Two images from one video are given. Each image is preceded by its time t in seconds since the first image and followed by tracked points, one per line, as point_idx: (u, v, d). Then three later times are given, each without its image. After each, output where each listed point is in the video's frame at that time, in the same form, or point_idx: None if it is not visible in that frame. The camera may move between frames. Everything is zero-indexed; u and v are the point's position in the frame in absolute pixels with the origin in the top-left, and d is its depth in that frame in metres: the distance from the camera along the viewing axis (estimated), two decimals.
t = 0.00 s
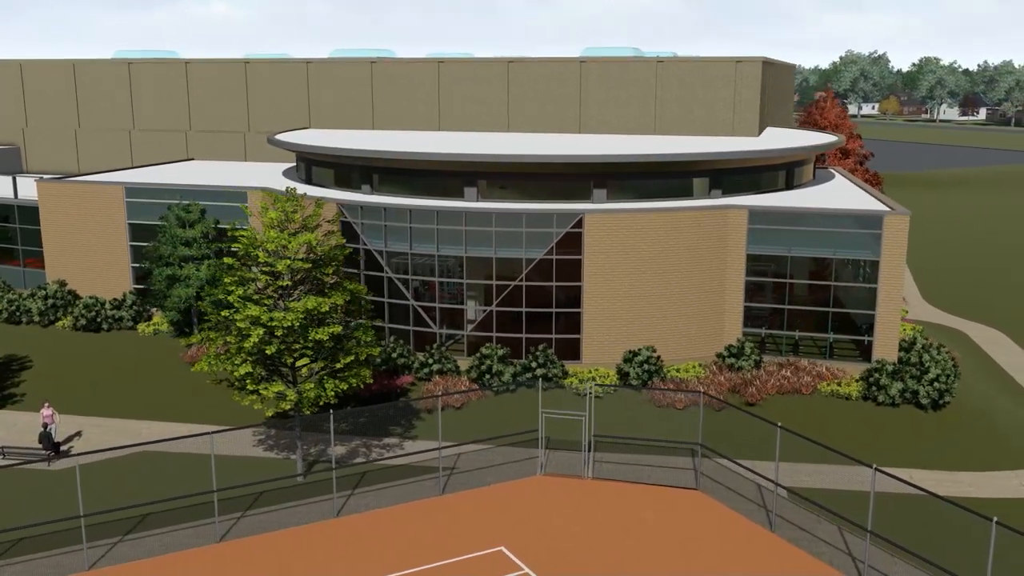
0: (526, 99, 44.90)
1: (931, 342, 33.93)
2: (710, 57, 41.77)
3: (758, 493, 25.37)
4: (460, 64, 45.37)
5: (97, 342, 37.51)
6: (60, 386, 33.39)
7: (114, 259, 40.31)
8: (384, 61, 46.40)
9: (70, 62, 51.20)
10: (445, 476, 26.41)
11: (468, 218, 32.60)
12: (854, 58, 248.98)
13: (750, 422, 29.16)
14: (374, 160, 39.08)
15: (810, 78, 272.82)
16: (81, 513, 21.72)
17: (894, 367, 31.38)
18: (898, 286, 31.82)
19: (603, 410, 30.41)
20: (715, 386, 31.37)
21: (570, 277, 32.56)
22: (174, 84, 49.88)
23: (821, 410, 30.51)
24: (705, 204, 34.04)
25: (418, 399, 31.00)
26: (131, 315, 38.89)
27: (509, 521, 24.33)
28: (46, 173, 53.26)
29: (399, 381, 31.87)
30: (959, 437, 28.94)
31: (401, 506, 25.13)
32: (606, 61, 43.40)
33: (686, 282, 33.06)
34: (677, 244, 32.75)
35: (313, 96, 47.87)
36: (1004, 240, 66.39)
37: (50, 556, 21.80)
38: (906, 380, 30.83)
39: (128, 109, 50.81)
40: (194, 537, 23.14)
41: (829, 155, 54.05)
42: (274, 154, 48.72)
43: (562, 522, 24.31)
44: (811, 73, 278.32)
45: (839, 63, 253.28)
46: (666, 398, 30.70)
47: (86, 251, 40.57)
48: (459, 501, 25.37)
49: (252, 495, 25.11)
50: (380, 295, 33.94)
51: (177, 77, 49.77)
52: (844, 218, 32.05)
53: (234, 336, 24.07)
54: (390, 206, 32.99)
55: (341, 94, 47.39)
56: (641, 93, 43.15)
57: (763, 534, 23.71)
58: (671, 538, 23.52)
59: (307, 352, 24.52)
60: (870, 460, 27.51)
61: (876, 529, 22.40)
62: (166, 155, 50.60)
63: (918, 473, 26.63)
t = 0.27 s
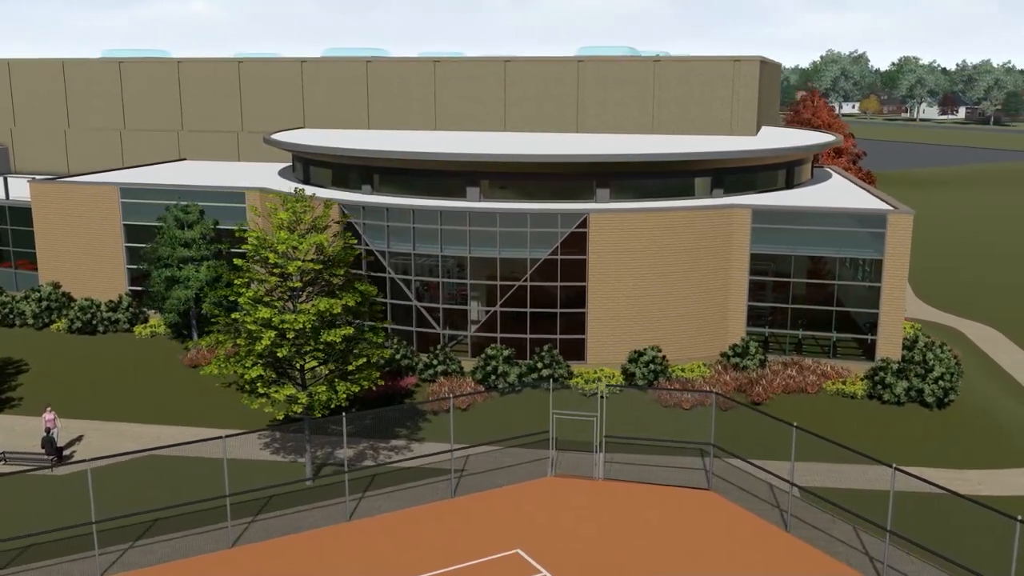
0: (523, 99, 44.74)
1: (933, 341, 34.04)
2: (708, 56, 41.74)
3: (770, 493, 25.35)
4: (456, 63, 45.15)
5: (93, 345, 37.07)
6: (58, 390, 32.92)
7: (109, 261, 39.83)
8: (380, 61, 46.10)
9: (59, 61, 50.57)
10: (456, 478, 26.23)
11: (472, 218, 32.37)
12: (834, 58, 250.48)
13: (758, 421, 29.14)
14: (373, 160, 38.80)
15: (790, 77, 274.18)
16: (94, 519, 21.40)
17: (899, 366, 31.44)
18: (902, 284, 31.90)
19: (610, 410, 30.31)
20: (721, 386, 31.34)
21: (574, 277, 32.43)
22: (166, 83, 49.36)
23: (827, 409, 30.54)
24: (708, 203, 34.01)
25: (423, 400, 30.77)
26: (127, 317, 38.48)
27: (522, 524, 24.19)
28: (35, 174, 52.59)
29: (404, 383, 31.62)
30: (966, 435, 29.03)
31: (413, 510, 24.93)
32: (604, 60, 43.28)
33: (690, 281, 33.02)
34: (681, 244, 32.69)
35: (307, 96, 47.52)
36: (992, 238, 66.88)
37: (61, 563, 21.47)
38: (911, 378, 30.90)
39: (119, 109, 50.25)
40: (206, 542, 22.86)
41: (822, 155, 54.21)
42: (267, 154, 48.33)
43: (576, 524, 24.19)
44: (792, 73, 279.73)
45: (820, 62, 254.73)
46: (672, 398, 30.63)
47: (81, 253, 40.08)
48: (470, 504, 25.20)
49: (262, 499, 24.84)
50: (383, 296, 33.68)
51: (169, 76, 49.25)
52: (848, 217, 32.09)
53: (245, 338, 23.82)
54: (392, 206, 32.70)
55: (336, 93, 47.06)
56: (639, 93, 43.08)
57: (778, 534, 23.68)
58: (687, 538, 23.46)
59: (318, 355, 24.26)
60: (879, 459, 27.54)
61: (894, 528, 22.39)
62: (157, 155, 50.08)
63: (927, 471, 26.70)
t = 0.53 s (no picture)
0: (521, 99, 44.54)
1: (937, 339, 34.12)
2: (708, 55, 41.68)
3: (785, 493, 25.34)
4: (454, 63, 44.89)
5: (91, 348, 36.58)
6: (56, 394, 32.43)
7: (105, 263, 39.31)
8: (376, 60, 45.77)
9: (49, 60, 49.87)
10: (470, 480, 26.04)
11: (478, 219, 32.14)
12: (815, 58, 251.84)
13: (768, 420, 29.10)
14: (373, 160, 38.51)
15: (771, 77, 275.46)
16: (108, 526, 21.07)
17: (906, 365, 31.49)
18: (908, 283, 31.97)
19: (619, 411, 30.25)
20: (729, 386, 31.30)
21: (581, 278, 32.27)
22: (158, 83, 48.79)
23: (835, 408, 30.55)
24: (713, 203, 33.96)
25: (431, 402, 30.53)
26: (124, 320, 38.04)
27: (539, 526, 24.02)
28: (24, 175, 51.86)
29: (410, 384, 31.33)
30: (974, 433, 29.10)
31: (428, 513, 24.71)
32: (602, 60, 43.11)
33: (696, 281, 32.95)
34: (688, 244, 32.62)
35: (302, 95, 47.13)
36: (981, 237, 67.35)
37: (75, 572, 21.12)
38: (918, 377, 30.94)
39: (110, 109, 49.64)
40: (221, 548, 22.58)
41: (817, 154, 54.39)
42: (262, 154, 47.95)
43: (594, 526, 24.04)
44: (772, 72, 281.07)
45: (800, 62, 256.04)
46: (681, 398, 30.53)
47: (76, 255, 39.55)
48: (485, 507, 25.01)
49: (275, 504, 24.57)
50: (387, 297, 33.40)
51: (161, 75, 48.68)
52: (854, 216, 32.12)
53: (257, 342, 23.50)
54: (397, 206, 32.41)
55: (332, 93, 46.70)
56: (638, 92, 42.99)
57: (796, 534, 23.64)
58: (705, 539, 23.40)
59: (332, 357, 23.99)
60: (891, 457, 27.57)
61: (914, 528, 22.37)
62: (150, 155, 49.51)
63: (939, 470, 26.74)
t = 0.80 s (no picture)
0: (520, 98, 44.34)
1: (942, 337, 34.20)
2: (708, 55, 41.61)
3: (801, 492, 25.32)
4: (452, 62, 44.61)
5: (89, 351, 36.10)
6: (58, 399, 31.97)
7: (102, 265, 38.83)
8: (373, 60, 45.45)
9: (39, 59, 49.17)
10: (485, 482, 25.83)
11: (485, 219, 31.90)
12: (796, 57, 253.16)
13: (779, 420, 29.09)
14: (375, 160, 38.20)
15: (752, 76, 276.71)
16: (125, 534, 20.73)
17: (914, 364, 31.53)
18: (915, 282, 32.03)
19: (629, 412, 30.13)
20: (739, 386, 31.22)
21: (589, 278, 32.11)
22: (151, 82, 48.22)
23: (844, 406, 30.56)
24: (719, 202, 33.88)
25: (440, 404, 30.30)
26: (123, 323, 37.55)
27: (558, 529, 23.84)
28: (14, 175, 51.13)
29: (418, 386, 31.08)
30: (984, 430, 29.15)
31: (444, 517, 24.47)
32: (602, 59, 42.93)
33: (704, 281, 32.86)
34: (695, 243, 32.52)
35: (298, 95, 46.74)
36: (970, 234, 67.86)
37: None
38: (926, 375, 30.98)
39: (102, 108, 49.01)
40: (238, 555, 22.28)
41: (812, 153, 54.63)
42: (257, 154, 47.54)
43: (612, 528, 23.88)
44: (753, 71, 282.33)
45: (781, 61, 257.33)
46: (691, 399, 30.43)
47: (72, 257, 39.02)
48: (502, 510, 24.80)
49: (289, 509, 24.27)
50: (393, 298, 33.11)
51: (153, 75, 48.12)
52: (861, 215, 32.14)
53: (272, 345, 23.18)
54: (403, 207, 32.12)
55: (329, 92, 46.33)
56: (637, 91, 42.89)
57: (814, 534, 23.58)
58: (725, 540, 23.32)
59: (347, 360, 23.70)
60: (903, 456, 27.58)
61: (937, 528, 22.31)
62: (142, 155, 48.93)
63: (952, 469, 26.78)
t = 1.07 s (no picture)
0: (519, 98, 44.13)
1: (947, 336, 34.32)
2: (709, 54, 41.59)
3: (818, 493, 25.29)
4: (451, 61, 44.31)
5: (89, 355, 35.58)
6: (60, 405, 31.50)
7: (99, 267, 38.20)
8: (370, 59, 45.10)
9: (30, 58, 48.45)
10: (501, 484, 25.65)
11: (493, 220, 31.67)
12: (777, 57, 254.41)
13: (791, 420, 29.08)
14: (377, 160, 37.87)
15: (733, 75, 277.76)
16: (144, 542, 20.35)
17: (923, 363, 31.57)
18: (922, 281, 32.12)
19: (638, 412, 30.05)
20: (749, 385, 31.16)
21: (598, 278, 31.95)
22: (144, 81, 47.62)
23: (855, 406, 30.57)
24: (726, 202, 33.81)
25: (450, 406, 30.05)
26: (122, 326, 37.05)
27: (578, 532, 23.65)
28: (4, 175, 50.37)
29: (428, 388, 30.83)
30: (995, 428, 29.25)
31: (463, 520, 24.22)
32: (602, 58, 42.82)
33: (712, 280, 32.79)
34: (703, 243, 32.43)
35: (294, 94, 46.32)
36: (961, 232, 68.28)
37: None
38: (934, 374, 31.05)
39: (94, 108, 48.37)
40: (257, 562, 21.95)
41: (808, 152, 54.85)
42: (253, 154, 47.12)
43: (633, 530, 23.72)
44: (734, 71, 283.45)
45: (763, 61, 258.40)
46: (702, 399, 30.35)
47: (69, 258, 38.44)
48: (520, 513, 24.58)
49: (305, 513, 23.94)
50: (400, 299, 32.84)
51: (147, 74, 47.53)
52: (869, 215, 32.16)
53: (289, 348, 22.90)
54: (410, 207, 31.85)
55: (326, 92, 45.95)
56: (638, 90, 42.79)
57: (836, 535, 23.50)
58: (746, 540, 23.25)
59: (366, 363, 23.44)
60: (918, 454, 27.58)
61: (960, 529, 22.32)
62: (136, 155, 48.34)
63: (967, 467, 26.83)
